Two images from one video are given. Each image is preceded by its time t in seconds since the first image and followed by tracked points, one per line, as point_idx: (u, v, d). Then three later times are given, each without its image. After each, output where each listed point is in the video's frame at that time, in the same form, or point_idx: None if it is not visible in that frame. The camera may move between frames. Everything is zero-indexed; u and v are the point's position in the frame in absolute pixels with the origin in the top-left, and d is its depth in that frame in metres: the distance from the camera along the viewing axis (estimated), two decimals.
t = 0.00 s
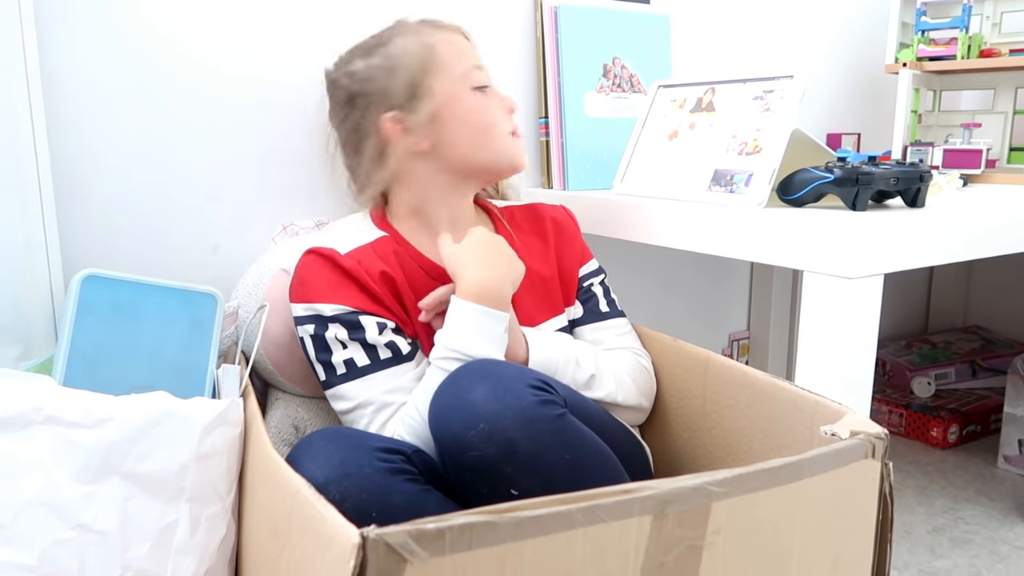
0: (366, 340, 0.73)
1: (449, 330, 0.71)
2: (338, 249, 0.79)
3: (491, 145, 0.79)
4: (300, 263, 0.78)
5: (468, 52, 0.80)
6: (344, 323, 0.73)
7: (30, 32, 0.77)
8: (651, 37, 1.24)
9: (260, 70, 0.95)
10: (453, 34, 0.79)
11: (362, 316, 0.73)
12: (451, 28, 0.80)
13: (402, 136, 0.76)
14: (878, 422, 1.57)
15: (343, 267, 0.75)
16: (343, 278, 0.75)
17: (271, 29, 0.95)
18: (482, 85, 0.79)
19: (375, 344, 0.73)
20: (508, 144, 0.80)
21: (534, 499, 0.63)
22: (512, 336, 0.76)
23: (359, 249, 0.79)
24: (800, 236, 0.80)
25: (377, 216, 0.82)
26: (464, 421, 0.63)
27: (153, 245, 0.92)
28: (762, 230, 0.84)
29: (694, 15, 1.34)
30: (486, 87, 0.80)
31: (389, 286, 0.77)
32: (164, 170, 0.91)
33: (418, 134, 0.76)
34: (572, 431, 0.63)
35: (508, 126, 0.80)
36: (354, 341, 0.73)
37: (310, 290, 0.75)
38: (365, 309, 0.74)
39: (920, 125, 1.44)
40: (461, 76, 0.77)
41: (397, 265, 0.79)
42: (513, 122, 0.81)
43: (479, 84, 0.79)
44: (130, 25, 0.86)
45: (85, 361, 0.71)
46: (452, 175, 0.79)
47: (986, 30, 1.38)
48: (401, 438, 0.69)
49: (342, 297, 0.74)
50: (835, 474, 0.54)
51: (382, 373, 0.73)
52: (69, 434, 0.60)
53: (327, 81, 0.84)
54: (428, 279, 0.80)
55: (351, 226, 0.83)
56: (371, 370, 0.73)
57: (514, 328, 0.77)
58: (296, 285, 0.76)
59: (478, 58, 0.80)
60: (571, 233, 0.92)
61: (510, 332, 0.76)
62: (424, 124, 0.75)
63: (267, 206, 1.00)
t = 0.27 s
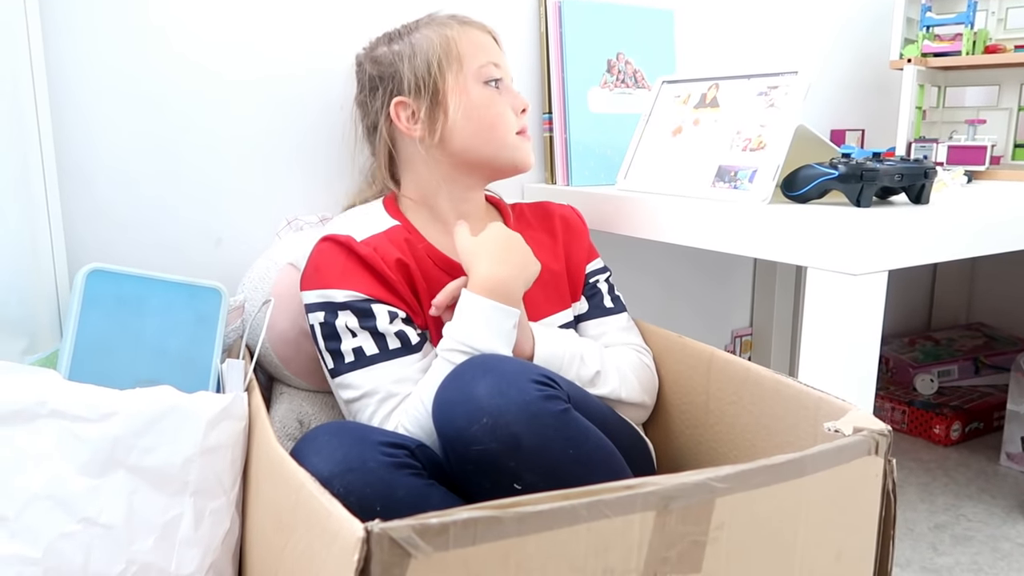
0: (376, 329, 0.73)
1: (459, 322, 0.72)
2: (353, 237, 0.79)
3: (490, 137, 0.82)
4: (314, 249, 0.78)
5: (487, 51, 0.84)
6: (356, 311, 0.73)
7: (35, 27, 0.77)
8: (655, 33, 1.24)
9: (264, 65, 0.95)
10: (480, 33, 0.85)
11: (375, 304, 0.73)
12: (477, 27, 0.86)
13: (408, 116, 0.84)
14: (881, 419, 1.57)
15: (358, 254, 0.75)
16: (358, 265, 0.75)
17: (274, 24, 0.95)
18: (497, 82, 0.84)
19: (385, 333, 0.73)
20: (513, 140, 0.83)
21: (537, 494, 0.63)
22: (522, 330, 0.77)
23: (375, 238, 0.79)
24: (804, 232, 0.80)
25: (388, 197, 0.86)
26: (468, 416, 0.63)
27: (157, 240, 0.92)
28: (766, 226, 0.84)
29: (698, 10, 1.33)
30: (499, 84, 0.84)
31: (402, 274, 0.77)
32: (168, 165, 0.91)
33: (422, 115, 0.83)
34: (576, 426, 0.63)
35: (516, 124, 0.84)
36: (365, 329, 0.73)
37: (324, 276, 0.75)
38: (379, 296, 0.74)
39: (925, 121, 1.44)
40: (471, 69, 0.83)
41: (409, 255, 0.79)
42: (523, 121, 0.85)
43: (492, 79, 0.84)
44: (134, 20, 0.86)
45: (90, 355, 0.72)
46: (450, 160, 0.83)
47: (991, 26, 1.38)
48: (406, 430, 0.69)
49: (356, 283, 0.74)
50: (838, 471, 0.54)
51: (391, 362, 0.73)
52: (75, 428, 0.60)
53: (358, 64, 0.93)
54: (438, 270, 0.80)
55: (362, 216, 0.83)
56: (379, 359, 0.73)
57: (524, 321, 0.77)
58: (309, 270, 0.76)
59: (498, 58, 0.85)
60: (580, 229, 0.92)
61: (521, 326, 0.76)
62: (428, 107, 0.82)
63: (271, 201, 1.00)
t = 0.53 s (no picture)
0: (375, 326, 0.73)
1: (458, 319, 0.72)
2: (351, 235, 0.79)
3: (488, 138, 0.82)
4: (313, 248, 0.78)
5: (492, 52, 0.84)
6: (355, 309, 0.73)
7: (36, 24, 0.77)
8: (656, 29, 1.24)
9: (264, 62, 0.95)
10: (485, 32, 0.85)
11: (374, 302, 0.74)
12: (484, 27, 0.85)
13: (408, 112, 0.84)
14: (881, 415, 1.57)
15: (356, 253, 0.76)
16: (356, 263, 0.75)
17: (275, 21, 0.95)
18: (499, 83, 0.84)
19: (385, 331, 0.73)
20: (511, 143, 0.83)
21: (539, 490, 0.63)
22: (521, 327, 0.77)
23: (373, 236, 0.79)
24: (805, 229, 0.80)
25: (388, 195, 0.86)
26: (469, 413, 0.63)
27: (158, 237, 0.92)
28: (767, 223, 0.84)
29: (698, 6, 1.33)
30: (502, 85, 0.84)
31: (400, 272, 0.77)
32: (169, 161, 0.91)
33: (422, 112, 0.83)
34: (577, 423, 0.64)
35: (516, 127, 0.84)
36: (365, 327, 0.74)
37: (323, 274, 0.75)
38: (377, 295, 0.74)
39: (926, 118, 1.44)
40: (474, 69, 0.82)
41: (408, 252, 0.80)
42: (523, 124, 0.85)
43: (494, 80, 0.83)
44: (135, 17, 0.86)
45: (91, 352, 0.72)
46: (449, 158, 0.83)
47: (993, 22, 1.38)
48: (407, 427, 0.69)
49: (354, 282, 0.74)
50: (839, 467, 0.54)
51: (391, 360, 0.73)
52: (76, 424, 0.60)
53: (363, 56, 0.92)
54: (438, 267, 0.81)
55: (362, 214, 0.83)
56: (379, 357, 0.73)
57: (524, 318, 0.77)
58: (308, 268, 0.77)
59: (502, 59, 0.85)
60: (581, 225, 0.92)
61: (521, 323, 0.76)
62: (428, 103, 0.83)
63: (273, 197, 1.00)
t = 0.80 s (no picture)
0: (375, 328, 0.73)
1: (458, 321, 0.72)
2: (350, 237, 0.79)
3: (488, 142, 0.82)
4: (313, 250, 0.78)
5: (496, 57, 0.84)
6: (355, 311, 0.73)
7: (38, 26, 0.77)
8: (655, 32, 1.24)
9: (265, 65, 0.96)
10: (490, 36, 0.85)
11: (374, 304, 0.74)
12: (489, 31, 0.86)
13: (410, 113, 0.84)
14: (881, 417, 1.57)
15: (356, 255, 0.76)
16: (356, 265, 0.75)
17: (276, 24, 0.96)
18: (501, 88, 0.84)
19: (384, 333, 0.74)
20: (511, 148, 0.83)
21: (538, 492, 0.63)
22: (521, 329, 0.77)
23: (372, 238, 0.80)
24: (804, 231, 0.80)
25: (389, 196, 0.87)
26: (469, 415, 0.63)
27: (158, 238, 0.92)
28: (766, 225, 0.84)
29: (699, 9, 1.33)
30: (505, 90, 0.84)
31: (400, 274, 0.78)
32: (170, 163, 0.91)
33: (424, 114, 0.83)
34: (576, 425, 0.64)
35: (516, 133, 0.84)
36: (365, 329, 0.74)
37: (323, 277, 0.75)
38: (377, 297, 0.74)
39: (926, 120, 1.44)
40: (477, 73, 0.83)
41: (408, 254, 0.80)
42: (524, 130, 0.85)
43: (496, 85, 0.83)
44: (136, 19, 0.86)
45: (93, 353, 0.72)
46: (449, 161, 0.84)
47: (993, 24, 1.38)
48: (407, 428, 0.69)
49: (354, 283, 0.74)
50: (838, 469, 0.55)
51: (391, 362, 0.73)
52: (77, 426, 0.60)
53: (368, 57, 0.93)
54: (438, 269, 0.81)
55: (362, 215, 0.84)
56: (379, 359, 0.73)
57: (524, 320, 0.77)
58: (307, 270, 0.77)
59: (506, 64, 0.85)
60: (581, 227, 0.92)
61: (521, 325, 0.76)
62: (430, 106, 0.83)
63: (274, 199, 1.00)
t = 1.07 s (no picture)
0: (377, 330, 0.73)
1: (460, 323, 0.72)
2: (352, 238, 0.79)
3: (495, 148, 0.82)
4: (314, 251, 0.78)
5: (505, 62, 0.84)
6: (356, 312, 0.73)
7: (41, 28, 0.77)
8: (658, 34, 1.24)
9: (267, 67, 0.96)
10: (499, 41, 0.85)
11: (375, 306, 0.74)
12: (499, 35, 0.86)
13: (417, 116, 0.84)
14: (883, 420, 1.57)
15: (357, 257, 0.76)
16: (358, 267, 0.75)
17: (278, 25, 0.96)
18: (509, 94, 0.84)
19: (386, 334, 0.74)
20: (517, 155, 0.83)
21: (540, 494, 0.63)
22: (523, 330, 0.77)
23: (374, 239, 0.80)
24: (807, 233, 0.80)
25: (393, 197, 0.87)
26: (471, 416, 0.63)
27: (161, 240, 0.92)
28: (769, 227, 0.84)
29: (701, 11, 1.33)
30: (513, 96, 0.84)
31: (401, 275, 0.78)
32: (173, 164, 0.91)
33: (431, 118, 0.83)
34: (579, 426, 0.64)
35: (523, 139, 0.84)
36: (366, 331, 0.74)
37: (325, 279, 0.75)
38: (378, 299, 0.74)
39: (928, 122, 1.44)
40: (485, 79, 0.83)
41: (409, 256, 0.80)
42: (530, 137, 0.85)
43: (505, 91, 0.83)
44: (140, 20, 0.86)
45: (95, 355, 0.72)
46: (455, 165, 0.83)
47: (995, 27, 1.37)
48: (409, 430, 0.69)
49: (355, 285, 0.74)
50: (841, 471, 0.54)
51: (393, 363, 0.73)
52: (80, 427, 0.60)
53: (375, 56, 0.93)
54: (440, 271, 0.81)
55: (363, 217, 0.84)
56: (381, 360, 0.73)
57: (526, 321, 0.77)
58: (309, 272, 0.77)
59: (515, 69, 0.85)
60: (583, 228, 0.92)
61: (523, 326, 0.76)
62: (438, 109, 0.83)
63: (276, 200, 1.00)
